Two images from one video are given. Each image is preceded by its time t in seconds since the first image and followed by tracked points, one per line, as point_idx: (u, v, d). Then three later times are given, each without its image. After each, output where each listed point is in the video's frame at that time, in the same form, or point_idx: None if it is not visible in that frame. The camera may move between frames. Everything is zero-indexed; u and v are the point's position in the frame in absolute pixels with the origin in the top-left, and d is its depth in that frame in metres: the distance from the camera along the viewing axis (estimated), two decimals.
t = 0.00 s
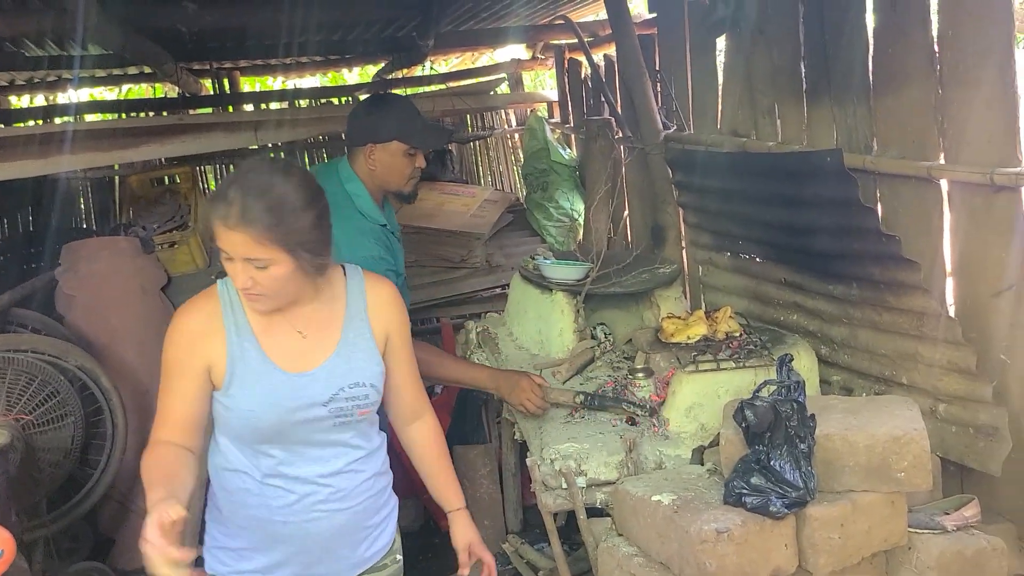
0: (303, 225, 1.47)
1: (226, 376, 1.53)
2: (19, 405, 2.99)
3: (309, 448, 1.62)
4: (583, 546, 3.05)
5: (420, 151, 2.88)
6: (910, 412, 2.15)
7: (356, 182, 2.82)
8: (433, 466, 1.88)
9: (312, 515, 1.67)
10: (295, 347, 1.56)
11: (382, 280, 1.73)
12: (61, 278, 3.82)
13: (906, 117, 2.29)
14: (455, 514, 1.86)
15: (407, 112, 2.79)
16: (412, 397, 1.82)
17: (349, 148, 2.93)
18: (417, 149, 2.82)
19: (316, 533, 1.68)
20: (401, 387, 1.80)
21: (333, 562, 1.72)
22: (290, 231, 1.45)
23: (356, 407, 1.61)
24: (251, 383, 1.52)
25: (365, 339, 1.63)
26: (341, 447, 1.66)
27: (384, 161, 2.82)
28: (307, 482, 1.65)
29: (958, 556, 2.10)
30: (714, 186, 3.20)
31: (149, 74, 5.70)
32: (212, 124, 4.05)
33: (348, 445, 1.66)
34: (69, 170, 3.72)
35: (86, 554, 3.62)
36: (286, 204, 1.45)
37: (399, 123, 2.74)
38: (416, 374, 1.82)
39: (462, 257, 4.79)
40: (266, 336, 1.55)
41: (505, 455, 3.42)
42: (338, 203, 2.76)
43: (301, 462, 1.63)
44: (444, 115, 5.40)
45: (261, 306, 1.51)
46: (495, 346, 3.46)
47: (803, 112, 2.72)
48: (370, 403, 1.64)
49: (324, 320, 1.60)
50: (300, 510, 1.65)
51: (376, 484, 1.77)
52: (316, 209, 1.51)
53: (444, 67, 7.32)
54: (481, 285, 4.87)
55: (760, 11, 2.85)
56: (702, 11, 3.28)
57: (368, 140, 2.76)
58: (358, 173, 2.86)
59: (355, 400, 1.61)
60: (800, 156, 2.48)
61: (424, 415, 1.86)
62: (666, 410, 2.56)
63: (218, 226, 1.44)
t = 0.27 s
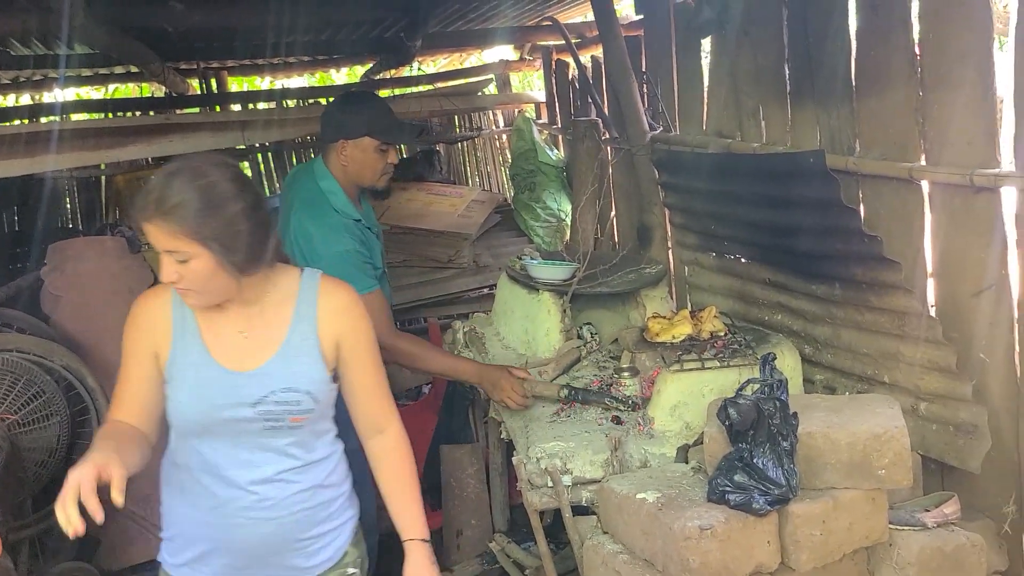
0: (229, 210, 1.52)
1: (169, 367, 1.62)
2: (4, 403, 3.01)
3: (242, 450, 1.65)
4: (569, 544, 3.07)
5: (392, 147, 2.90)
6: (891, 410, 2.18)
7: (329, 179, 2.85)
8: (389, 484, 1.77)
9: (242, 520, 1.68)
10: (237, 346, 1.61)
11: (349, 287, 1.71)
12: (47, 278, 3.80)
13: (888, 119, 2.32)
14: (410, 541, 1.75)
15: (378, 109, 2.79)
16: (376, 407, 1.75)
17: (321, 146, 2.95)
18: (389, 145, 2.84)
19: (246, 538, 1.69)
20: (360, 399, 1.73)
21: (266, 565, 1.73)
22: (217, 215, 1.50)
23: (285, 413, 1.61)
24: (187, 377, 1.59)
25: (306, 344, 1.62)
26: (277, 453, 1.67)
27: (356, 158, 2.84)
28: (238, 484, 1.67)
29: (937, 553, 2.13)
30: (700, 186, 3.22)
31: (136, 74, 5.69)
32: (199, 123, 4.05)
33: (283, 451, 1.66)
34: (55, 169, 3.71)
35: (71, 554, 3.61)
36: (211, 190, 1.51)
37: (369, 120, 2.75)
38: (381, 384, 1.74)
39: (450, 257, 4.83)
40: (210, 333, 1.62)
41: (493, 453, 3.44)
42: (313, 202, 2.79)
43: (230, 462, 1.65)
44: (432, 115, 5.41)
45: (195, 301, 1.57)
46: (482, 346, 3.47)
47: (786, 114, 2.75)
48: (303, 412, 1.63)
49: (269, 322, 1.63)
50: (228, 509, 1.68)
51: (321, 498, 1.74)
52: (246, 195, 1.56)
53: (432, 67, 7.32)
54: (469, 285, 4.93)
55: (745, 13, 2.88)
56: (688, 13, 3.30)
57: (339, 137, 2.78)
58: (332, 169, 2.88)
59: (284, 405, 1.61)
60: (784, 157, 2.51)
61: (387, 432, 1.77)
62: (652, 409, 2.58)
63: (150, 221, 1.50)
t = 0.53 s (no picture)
0: (141, 219, 1.51)
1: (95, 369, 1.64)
2: None
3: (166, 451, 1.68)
4: (560, 544, 3.09)
5: (373, 145, 3.02)
6: (878, 410, 2.21)
7: (312, 176, 2.97)
8: (319, 494, 1.74)
9: (162, 524, 1.71)
10: (160, 348, 1.63)
11: (281, 293, 1.70)
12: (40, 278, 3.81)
13: (876, 122, 2.35)
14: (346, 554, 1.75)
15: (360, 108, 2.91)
16: (306, 419, 1.71)
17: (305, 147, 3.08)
18: (369, 142, 2.96)
19: (166, 542, 1.71)
20: (290, 411, 1.70)
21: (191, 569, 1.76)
22: (130, 224, 1.49)
23: (202, 417, 1.64)
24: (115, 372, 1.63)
25: (228, 349, 1.62)
26: (197, 457, 1.69)
27: (337, 154, 2.96)
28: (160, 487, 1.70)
29: (924, 551, 2.16)
30: (691, 188, 3.25)
31: (129, 74, 5.69)
32: (193, 124, 4.05)
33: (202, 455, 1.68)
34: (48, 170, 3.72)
35: (64, 554, 3.61)
36: (122, 199, 1.50)
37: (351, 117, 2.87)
38: (311, 390, 1.71)
39: (443, 258, 4.85)
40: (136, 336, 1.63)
41: (485, 453, 3.46)
42: (296, 198, 2.91)
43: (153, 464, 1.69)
44: (425, 117, 5.43)
45: (124, 311, 1.55)
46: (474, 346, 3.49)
47: (776, 116, 2.78)
48: (220, 417, 1.64)
49: (196, 326, 1.64)
50: (149, 512, 1.70)
51: (247, 505, 1.76)
52: (155, 202, 1.55)
53: (425, 69, 7.34)
54: (462, 286, 4.95)
55: (736, 17, 2.90)
56: (680, 17, 3.33)
57: (320, 134, 2.90)
58: (315, 166, 3.02)
59: (201, 409, 1.63)
60: (774, 159, 2.54)
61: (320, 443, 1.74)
62: (642, 409, 2.60)
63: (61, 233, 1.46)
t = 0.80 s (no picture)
0: (83, 257, 1.45)
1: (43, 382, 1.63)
2: None
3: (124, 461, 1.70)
4: (556, 547, 3.08)
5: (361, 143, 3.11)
6: (875, 415, 2.20)
7: (303, 172, 3.04)
8: (279, 483, 1.86)
9: (123, 532, 1.72)
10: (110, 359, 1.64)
11: (225, 293, 1.73)
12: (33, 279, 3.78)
13: (873, 126, 2.35)
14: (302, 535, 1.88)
15: (348, 109, 2.99)
16: (260, 413, 1.81)
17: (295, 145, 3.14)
18: (358, 140, 3.05)
19: (130, 549, 1.73)
20: (245, 406, 1.79)
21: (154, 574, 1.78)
22: (73, 268, 1.44)
23: (162, 424, 1.67)
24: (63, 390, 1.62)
25: (183, 353, 1.66)
26: (155, 465, 1.72)
27: (327, 151, 3.04)
28: (118, 498, 1.71)
29: (922, 556, 2.15)
30: (687, 191, 3.24)
31: (123, 74, 5.67)
32: (187, 125, 4.04)
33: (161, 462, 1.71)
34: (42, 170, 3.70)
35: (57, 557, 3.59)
36: (61, 239, 1.43)
37: (340, 117, 2.96)
38: (264, 387, 1.80)
39: (438, 260, 4.83)
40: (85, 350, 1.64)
41: (480, 455, 3.45)
42: (287, 191, 2.96)
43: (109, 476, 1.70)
44: (421, 118, 5.42)
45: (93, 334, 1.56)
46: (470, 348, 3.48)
47: (773, 119, 2.77)
48: (180, 422, 1.69)
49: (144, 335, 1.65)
50: (107, 523, 1.72)
51: (210, 506, 1.80)
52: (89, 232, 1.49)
53: (421, 70, 7.32)
54: (457, 289, 4.92)
55: (733, 20, 2.89)
56: (677, 20, 3.32)
57: (310, 132, 2.99)
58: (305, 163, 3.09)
59: (160, 417, 1.66)
60: (772, 163, 2.54)
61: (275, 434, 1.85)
62: (639, 413, 2.60)
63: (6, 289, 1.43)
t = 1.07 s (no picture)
0: (70, 288, 1.36)
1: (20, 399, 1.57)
2: None
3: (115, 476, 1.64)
4: (554, 548, 3.08)
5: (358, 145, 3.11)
6: (874, 416, 2.20)
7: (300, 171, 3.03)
8: (285, 477, 1.85)
9: (115, 546, 1.68)
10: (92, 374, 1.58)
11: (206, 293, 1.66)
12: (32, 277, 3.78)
13: (872, 128, 2.35)
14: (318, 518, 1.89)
15: (344, 109, 2.99)
16: (256, 409, 1.77)
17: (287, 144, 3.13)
18: (356, 141, 3.05)
19: (123, 563, 1.69)
20: (240, 405, 1.75)
21: None
22: (61, 300, 1.34)
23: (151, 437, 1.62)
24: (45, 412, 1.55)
25: (170, 365, 1.60)
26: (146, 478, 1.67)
27: (325, 152, 3.04)
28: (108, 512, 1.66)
29: (919, 557, 2.16)
30: (686, 191, 3.24)
31: (121, 72, 5.67)
32: (186, 123, 4.03)
33: (152, 476, 1.66)
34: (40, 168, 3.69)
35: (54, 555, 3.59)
36: (46, 268, 1.33)
37: (338, 119, 2.97)
38: (258, 385, 1.76)
39: (437, 259, 4.83)
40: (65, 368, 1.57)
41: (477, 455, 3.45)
42: (287, 189, 2.96)
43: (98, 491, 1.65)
44: (419, 117, 5.42)
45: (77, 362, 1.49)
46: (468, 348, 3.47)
47: (773, 120, 2.78)
48: (170, 434, 1.64)
49: (126, 356, 1.58)
50: (100, 539, 1.68)
51: (203, 514, 1.76)
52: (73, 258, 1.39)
53: (420, 70, 7.33)
54: (455, 288, 4.89)
55: (733, 21, 2.90)
56: (677, 21, 3.32)
57: (309, 133, 2.98)
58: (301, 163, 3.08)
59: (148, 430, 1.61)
60: (771, 164, 2.54)
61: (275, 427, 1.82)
62: (637, 413, 2.60)
63: None
